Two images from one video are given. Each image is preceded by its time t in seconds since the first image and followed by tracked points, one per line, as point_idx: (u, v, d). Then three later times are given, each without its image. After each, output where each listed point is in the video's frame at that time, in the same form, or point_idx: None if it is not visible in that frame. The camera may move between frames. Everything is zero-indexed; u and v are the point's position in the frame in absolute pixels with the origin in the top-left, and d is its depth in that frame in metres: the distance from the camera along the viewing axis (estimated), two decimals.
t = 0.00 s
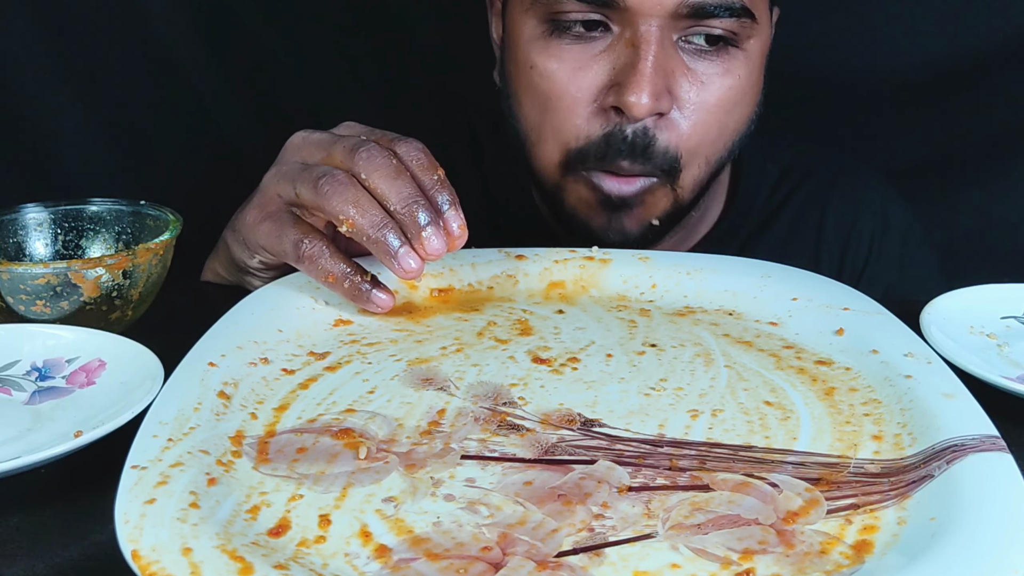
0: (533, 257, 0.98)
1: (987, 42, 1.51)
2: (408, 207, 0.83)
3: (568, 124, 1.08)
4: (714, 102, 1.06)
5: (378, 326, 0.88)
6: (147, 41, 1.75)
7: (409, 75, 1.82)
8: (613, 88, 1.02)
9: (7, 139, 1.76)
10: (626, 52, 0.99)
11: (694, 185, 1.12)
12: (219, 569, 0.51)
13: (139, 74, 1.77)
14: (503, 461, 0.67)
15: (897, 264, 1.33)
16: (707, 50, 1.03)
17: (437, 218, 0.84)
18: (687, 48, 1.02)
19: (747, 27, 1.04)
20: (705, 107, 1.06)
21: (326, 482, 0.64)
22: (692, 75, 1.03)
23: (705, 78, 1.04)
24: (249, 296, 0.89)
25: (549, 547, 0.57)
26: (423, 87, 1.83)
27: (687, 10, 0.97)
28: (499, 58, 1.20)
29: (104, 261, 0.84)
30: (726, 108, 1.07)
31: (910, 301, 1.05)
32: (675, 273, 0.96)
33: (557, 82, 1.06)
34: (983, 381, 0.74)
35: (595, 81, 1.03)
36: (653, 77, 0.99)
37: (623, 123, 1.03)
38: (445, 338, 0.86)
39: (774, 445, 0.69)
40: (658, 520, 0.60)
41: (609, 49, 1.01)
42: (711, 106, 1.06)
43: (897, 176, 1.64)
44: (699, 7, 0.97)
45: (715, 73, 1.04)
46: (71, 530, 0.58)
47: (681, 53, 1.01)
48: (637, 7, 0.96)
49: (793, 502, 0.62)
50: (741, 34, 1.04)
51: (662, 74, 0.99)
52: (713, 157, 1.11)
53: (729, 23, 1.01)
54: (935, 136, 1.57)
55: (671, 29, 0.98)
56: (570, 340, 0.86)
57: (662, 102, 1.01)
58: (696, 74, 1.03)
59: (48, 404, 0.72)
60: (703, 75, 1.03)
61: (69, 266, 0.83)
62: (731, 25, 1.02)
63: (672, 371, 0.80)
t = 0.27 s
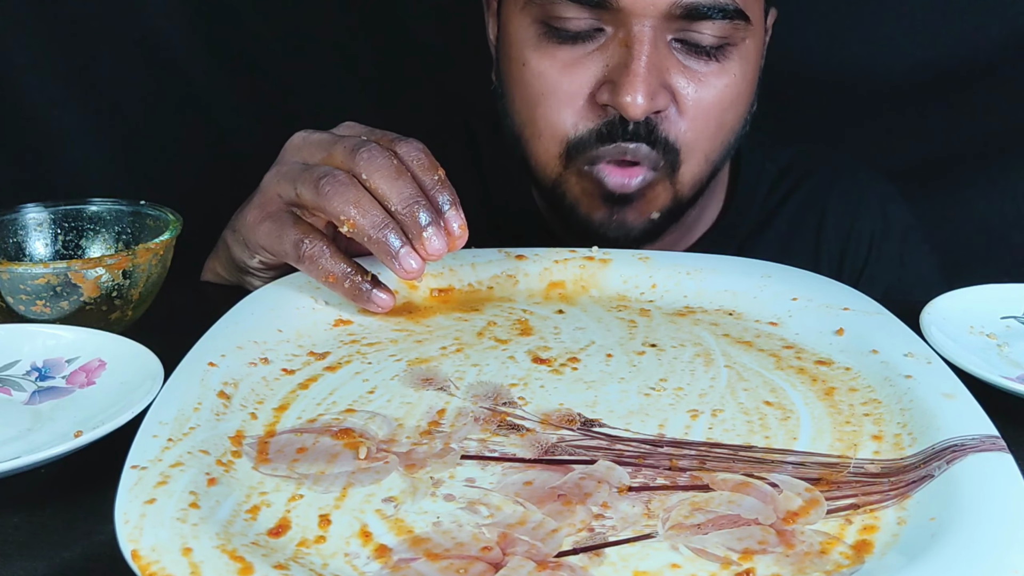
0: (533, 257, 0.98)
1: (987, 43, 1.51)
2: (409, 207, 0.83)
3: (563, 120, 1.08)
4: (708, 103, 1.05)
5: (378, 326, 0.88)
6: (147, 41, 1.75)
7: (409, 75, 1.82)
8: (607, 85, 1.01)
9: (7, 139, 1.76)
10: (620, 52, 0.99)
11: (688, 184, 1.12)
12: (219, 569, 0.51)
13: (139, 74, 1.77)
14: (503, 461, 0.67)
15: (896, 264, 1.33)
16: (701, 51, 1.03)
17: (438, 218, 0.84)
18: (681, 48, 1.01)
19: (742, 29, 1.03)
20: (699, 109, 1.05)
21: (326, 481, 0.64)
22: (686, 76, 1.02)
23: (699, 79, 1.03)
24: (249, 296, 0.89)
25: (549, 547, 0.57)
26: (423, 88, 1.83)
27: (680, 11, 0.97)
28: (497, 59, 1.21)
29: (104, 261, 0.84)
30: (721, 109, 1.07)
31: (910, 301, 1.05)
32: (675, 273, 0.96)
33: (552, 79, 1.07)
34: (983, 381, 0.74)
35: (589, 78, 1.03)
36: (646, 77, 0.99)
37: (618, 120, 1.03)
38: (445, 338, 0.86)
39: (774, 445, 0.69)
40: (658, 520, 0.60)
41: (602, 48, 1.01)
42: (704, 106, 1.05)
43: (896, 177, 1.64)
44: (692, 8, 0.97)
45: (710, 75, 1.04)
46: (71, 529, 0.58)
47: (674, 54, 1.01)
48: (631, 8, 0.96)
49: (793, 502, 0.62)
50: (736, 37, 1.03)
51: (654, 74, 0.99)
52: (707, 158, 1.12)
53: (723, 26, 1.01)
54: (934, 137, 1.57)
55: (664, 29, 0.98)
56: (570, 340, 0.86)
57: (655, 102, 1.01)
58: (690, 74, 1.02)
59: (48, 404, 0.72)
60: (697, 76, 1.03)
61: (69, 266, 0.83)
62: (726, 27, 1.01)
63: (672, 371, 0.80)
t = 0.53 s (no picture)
0: (533, 257, 0.98)
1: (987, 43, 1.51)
2: (409, 207, 0.83)
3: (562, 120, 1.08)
4: (708, 104, 1.05)
5: (378, 326, 0.88)
6: (147, 41, 1.75)
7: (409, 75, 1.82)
8: (604, 88, 1.02)
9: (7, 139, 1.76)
10: (617, 53, 1.00)
11: (689, 185, 1.12)
12: (220, 569, 0.51)
13: (139, 74, 1.77)
14: (503, 461, 0.67)
15: (895, 264, 1.33)
16: (701, 52, 1.03)
17: (437, 218, 0.84)
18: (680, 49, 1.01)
19: (741, 31, 1.03)
20: (698, 110, 1.05)
21: (326, 482, 0.64)
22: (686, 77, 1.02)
23: (698, 80, 1.03)
24: (249, 296, 0.89)
25: (550, 547, 0.57)
26: (423, 88, 1.82)
27: (679, 13, 0.96)
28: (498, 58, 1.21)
29: (104, 261, 0.84)
30: (720, 110, 1.07)
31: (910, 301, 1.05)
32: (675, 273, 0.96)
33: (551, 79, 1.07)
34: (983, 381, 0.74)
35: (586, 78, 1.04)
36: (644, 78, 0.99)
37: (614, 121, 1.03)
38: (445, 338, 0.86)
39: (774, 445, 0.69)
40: (658, 520, 0.60)
41: (600, 48, 1.01)
42: (704, 106, 1.05)
43: (896, 177, 1.64)
44: (691, 9, 0.96)
45: (709, 76, 1.04)
46: (71, 530, 0.58)
47: (672, 55, 1.01)
48: (627, 9, 0.96)
49: (793, 502, 0.62)
50: (736, 38, 1.03)
51: (652, 75, 0.99)
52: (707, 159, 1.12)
53: (723, 28, 1.01)
54: (935, 136, 1.57)
55: (662, 31, 0.98)
56: (570, 340, 0.86)
57: (653, 103, 1.01)
58: (689, 75, 1.02)
59: (48, 404, 0.72)
60: (696, 77, 1.03)
61: (69, 266, 0.83)
62: (726, 30, 1.01)
63: (672, 371, 0.80)
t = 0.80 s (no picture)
0: (533, 257, 0.98)
1: (987, 43, 1.51)
2: (408, 207, 0.83)
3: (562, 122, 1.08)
4: (709, 108, 1.05)
5: (378, 326, 0.88)
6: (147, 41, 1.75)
7: (410, 75, 1.82)
8: (605, 90, 1.02)
9: (7, 139, 1.76)
10: (620, 56, 0.99)
11: (688, 188, 1.12)
12: (220, 569, 0.51)
13: (139, 74, 1.77)
14: (503, 461, 0.67)
15: (896, 264, 1.33)
16: (704, 56, 1.03)
17: (435, 217, 0.84)
18: (683, 53, 1.01)
19: (744, 37, 1.03)
20: (697, 114, 1.05)
21: (326, 482, 0.64)
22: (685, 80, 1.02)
23: (700, 83, 1.03)
24: (249, 296, 0.89)
25: (549, 547, 0.57)
26: (424, 88, 1.82)
27: (681, 17, 0.96)
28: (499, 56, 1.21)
29: (104, 261, 0.84)
30: (720, 115, 1.07)
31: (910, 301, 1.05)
32: (675, 273, 0.96)
33: (551, 79, 1.07)
34: (984, 381, 0.74)
35: (588, 80, 1.04)
36: (645, 82, 0.98)
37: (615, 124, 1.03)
38: (445, 338, 0.86)
39: (774, 445, 0.69)
40: (658, 520, 0.60)
41: (604, 51, 1.01)
42: (705, 110, 1.05)
43: (897, 177, 1.64)
44: (693, 14, 0.96)
45: (710, 80, 1.04)
46: (71, 529, 0.58)
47: (674, 58, 1.01)
48: (632, 12, 0.96)
49: (793, 502, 0.62)
50: (739, 44, 1.03)
51: (654, 79, 0.99)
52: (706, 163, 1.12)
53: (725, 34, 1.01)
54: (935, 136, 1.57)
55: (664, 34, 0.98)
56: (570, 340, 0.86)
57: (654, 106, 1.01)
58: (691, 79, 1.02)
59: (48, 404, 0.72)
60: (698, 81, 1.03)
61: (69, 266, 0.83)
62: (728, 35, 1.01)
63: (672, 371, 0.80)
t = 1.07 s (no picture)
0: (533, 257, 0.98)
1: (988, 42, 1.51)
2: (409, 209, 0.83)
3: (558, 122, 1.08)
4: (705, 107, 1.05)
5: (378, 326, 0.88)
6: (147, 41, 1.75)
7: (409, 75, 1.82)
8: (600, 91, 1.02)
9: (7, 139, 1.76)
10: (613, 54, 1.00)
11: (686, 188, 1.12)
12: (219, 569, 0.51)
13: (139, 74, 1.77)
14: (503, 461, 0.67)
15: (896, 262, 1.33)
16: (699, 55, 1.03)
17: (437, 219, 0.84)
18: (678, 51, 1.01)
19: (740, 36, 1.03)
20: (694, 114, 1.05)
21: (326, 482, 0.64)
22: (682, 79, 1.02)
23: (696, 82, 1.03)
24: (250, 295, 0.89)
25: (549, 547, 0.57)
26: (424, 88, 1.82)
27: (676, 15, 0.96)
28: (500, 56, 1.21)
29: (104, 261, 0.84)
30: (717, 115, 1.07)
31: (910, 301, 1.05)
32: (675, 273, 0.96)
33: (549, 79, 1.07)
34: (984, 381, 0.74)
35: (583, 80, 1.04)
36: (639, 80, 0.98)
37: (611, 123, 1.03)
38: (445, 338, 0.86)
39: (774, 445, 0.69)
40: (658, 520, 0.60)
41: (598, 50, 1.01)
42: (702, 109, 1.05)
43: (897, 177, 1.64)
44: (688, 12, 0.96)
45: (706, 79, 1.03)
46: (72, 529, 0.58)
47: (670, 57, 1.00)
48: (625, 9, 0.96)
49: (793, 502, 0.62)
50: (735, 42, 1.03)
51: (649, 76, 0.99)
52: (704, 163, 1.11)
53: (721, 32, 1.00)
54: (935, 136, 1.57)
55: (659, 33, 0.98)
56: (570, 340, 0.86)
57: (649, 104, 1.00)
58: (687, 77, 1.02)
59: (48, 404, 0.72)
60: (694, 79, 1.03)
61: (69, 266, 0.83)
62: (724, 33, 1.01)
63: (672, 371, 0.80)
